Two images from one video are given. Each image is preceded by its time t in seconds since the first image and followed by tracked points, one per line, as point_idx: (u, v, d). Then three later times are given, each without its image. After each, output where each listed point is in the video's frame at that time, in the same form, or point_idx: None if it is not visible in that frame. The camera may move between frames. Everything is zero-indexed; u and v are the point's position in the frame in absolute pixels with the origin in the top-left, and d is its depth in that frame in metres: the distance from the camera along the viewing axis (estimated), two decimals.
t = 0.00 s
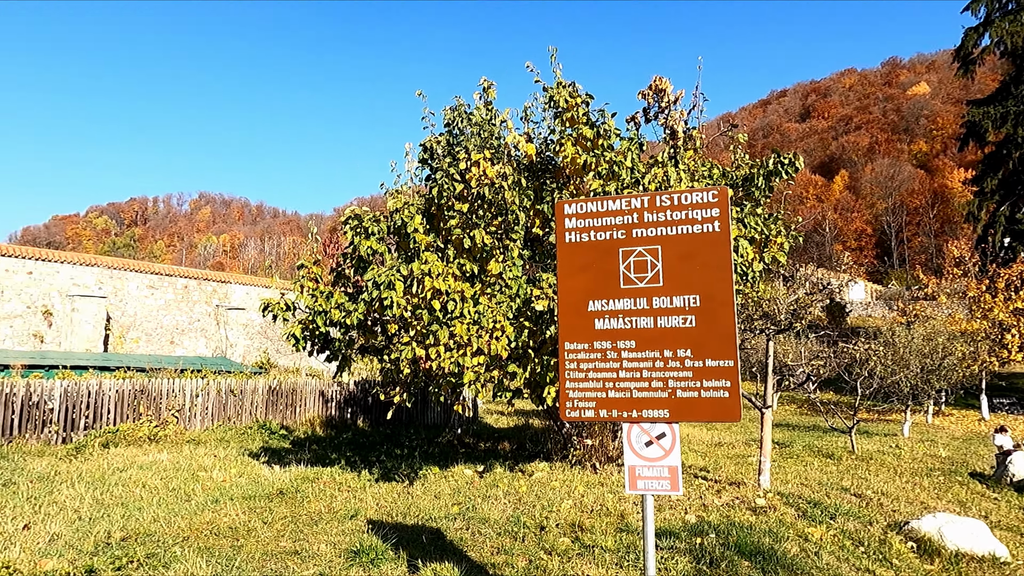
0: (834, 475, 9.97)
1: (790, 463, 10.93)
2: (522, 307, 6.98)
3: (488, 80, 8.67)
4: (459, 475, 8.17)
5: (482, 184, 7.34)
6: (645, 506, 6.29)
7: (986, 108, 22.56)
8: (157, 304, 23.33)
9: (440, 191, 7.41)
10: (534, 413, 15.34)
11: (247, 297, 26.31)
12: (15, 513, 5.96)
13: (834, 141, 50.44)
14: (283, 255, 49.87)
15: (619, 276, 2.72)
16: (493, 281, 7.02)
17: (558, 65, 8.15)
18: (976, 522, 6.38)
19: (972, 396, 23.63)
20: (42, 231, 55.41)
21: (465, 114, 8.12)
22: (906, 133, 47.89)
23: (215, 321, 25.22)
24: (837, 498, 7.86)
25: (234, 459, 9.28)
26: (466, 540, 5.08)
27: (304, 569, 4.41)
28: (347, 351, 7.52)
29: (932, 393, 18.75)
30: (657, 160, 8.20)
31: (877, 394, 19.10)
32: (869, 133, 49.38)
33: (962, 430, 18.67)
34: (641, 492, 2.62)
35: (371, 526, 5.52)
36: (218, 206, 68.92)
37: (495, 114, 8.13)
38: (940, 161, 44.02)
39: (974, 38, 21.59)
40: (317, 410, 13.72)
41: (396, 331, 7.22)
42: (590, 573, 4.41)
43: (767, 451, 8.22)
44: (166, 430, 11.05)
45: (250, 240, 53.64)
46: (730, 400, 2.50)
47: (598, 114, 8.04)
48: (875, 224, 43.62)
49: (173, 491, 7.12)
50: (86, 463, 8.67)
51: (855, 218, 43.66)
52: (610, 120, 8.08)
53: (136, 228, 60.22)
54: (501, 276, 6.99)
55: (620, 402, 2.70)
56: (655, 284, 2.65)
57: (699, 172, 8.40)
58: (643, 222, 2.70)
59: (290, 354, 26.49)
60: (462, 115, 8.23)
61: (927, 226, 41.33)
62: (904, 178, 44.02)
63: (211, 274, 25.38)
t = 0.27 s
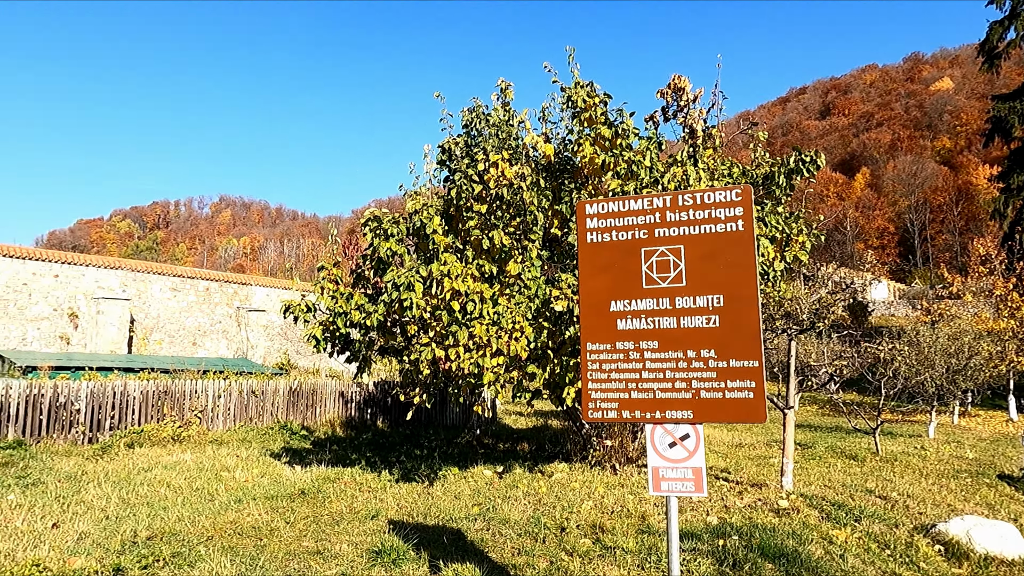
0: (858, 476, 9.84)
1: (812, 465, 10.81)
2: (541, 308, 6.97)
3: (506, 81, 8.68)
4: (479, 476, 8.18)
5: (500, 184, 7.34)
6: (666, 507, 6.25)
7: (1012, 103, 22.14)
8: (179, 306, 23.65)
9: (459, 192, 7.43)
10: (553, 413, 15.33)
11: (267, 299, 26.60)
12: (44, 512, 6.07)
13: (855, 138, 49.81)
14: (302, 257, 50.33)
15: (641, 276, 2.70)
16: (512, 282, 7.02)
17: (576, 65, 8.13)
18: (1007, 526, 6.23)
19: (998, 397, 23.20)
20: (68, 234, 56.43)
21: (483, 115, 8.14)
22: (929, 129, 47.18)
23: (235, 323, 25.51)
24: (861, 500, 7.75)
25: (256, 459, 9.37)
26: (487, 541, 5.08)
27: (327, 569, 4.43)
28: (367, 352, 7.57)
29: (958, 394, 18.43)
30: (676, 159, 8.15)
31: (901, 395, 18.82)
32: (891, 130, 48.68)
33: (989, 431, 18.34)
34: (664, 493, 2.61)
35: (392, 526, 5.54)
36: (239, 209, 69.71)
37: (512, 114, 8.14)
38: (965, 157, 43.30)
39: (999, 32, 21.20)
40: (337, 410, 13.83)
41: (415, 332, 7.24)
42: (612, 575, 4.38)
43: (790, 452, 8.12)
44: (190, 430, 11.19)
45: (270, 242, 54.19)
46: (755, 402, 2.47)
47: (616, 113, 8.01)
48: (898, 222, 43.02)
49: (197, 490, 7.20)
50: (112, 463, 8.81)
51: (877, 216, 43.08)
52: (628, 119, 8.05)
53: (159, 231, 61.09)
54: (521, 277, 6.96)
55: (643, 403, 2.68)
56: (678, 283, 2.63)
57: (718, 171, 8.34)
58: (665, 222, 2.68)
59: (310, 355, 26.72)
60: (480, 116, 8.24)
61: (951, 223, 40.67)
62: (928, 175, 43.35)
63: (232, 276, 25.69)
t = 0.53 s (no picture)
0: (870, 475, 9.78)
1: (824, 464, 10.75)
2: (551, 306, 6.97)
3: (515, 80, 8.68)
4: (489, 474, 8.19)
5: (510, 183, 7.34)
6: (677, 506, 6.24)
7: None
8: (191, 306, 23.81)
9: (469, 191, 7.44)
10: (563, 412, 15.32)
11: (278, 298, 26.73)
12: (59, 510, 6.13)
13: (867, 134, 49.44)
14: (312, 256, 50.53)
15: (653, 273, 2.70)
16: (522, 281, 7.02)
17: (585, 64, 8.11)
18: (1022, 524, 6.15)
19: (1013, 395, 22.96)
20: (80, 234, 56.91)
21: (492, 114, 8.14)
22: (941, 125, 46.76)
23: (247, 322, 25.65)
24: (874, 499, 7.70)
25: (268, 458, 9.43)
26: (498, 539, 5.09)
27: (339, 567, 4.45)
28: (378, 351, 7.60)
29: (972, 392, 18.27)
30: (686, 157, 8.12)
31: (913, 393, 18.67)
32: (902, 126, 48.28)
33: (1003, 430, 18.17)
34: (676, 491, 2.60)
35: (403, 524, 5.56)
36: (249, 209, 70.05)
37: (522, 113, 8.14)
38: (978, 154, 42.90)
39: (1013, 26, 20.96)
40: (347, 409, 13.88)
41: (425, 331, 7.25)
42: (624, 573, 4.38)
43: (802, 451, 8.07)
44: (202, 429, 11.27)
45: (280, 241, 54.45)
46: (769, 400, 2.46)
47: (625, 111, 7.99)
48: (910, 219, 42.69)
49: (209, 488, 7.25)
50: (126, 461, 8.88)
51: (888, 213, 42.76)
52: (638, 118, 8.02)
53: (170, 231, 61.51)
54: (530, 275, 6.97)
55: (655, 401, 2.68)
56: (689, 281, 2.62)
57: (728, 169, 8.30)
58: (677, 219, 2.67)
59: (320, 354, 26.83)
60: (489, 115, 8.25)
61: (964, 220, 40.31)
62: (940, 171, 42.99)
63: (243, 276, 25.83)
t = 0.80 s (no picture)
0: (869, 476, 9.78)
1: (823, 464, 10.77)
2: (551, 307, 6.98)
3: (515, 81, 8.68)
4: (489, 475, 8.20)
5: (509, 183, 7.34)
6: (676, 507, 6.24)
7: None
8: (191, 307, 23.79)
9: (468, 192, 7.45)
10: (563, 412, 15.33)
11: (277, 299, 26.71)
12: (59, 511, 6.13)
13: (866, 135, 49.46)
14: (311, 257, 50.54)
15: (653, 274, 2.70)
16: (521, 281, 7.02)
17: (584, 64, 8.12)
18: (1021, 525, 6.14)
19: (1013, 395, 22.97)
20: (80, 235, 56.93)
21: (492, 115, 8.15)
22: (940, 126, 46.78)
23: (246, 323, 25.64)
24: (873, 499, 7.71)
25: (268, 459, 9.44)
26: (497, 540, 5.09)
27: (339, 568, 4.45)
28: (378, 352, 7.60)
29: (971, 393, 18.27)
30: (685, 157, 8.12)
31: (913, 393, 18.67)
32: (902, 127, 48.30)
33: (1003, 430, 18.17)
34: (676, 492, 2.61)
35: (402, 525, 5.56)
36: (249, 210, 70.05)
37: (521, 114, 8.15)
38: (977, 154, 42.93)
39: (1012, 27, 20.96)
40: (347, 410, 13.87)
41: (425, 332, 7.26)
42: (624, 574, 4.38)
43: (802, 452, 8.07)
44: (202, 430, 11.27)
45: (280, 242, 54.45)
46: (767, 400, 2.47)
47: (625, 112, 8.00)
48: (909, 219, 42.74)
49: (209, 489, 7.26)
50: (126, 462, 8.89)
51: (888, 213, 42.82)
52: (637, 118, 8.03)
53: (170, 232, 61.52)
54: (530, 276, 6.99)
55: (654, 402, 2.68)
56: (689, 282, 2.62)
57: (728, 169, 8.30)
58: (676, 220, 2.68)
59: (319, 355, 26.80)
60: (489, 116, 8.25)
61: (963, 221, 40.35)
62: (939, 172, 43.02)
63: (243, 277, 25.82)
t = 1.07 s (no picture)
0: (887, 476, 9.69)
1: (840, 464, 10.68)
2: (564, 306, 6.98)
3: (527, 81, 8.69)
4: (503, 474, 8.21)
5: (522, 183, 7.34)
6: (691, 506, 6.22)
7: None
8: (207, 307, 24.02)
9: (482, 192, 7.47)
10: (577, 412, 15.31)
11: (292, 299, 26.90)
12: (80, 509, 6.22)
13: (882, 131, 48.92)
14: (325, 258, 50.83)
15: (667, 273, 2.70)
16: (534, 281, 7.03)
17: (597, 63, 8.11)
18: None
19: None
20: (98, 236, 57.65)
21: (504, 115, 8.16)
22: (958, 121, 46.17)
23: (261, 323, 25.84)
24: (892, 499, 7.63)
25: (284, 458, 9.52)
26: (512, 539, 5.10)
27: (355, 566, 4.48)
28: (392, 351, 7.63)
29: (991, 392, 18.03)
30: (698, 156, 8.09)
31: (931, 392, 18.46)
32: (919, 123, 47.72)
33: None
34: (691, 492, 2.61)
35: (417, 524, 5.59)
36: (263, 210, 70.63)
37: (534, 113, 8.15)
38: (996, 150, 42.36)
39: None
40: (361, 409, 13.94)
41: (439, 332, 7.28)
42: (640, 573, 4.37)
43: (818, 452, 8.00)
44: (218, 429, 11.38)
45: (294, 242, 54.80)
46: (783, 399, 2.46)
47: (638, 111, 7.97)
48: (926, 216, 42.24)
49: (227, 487, 7.34)
50: (144, 461, 9.00)
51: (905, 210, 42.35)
52: (651, 117, 8.00)
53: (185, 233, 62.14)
54: (543, 276, 7.00)
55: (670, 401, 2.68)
56: (703, 280, 2.62)
57: (742, 167, 8.25)
58: (690, 219, 2.67)
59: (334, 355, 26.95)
60: (501, 116, 8.26)
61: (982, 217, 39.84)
62: (958, 168, 42.49)
63: (258, 277, 26.03)
